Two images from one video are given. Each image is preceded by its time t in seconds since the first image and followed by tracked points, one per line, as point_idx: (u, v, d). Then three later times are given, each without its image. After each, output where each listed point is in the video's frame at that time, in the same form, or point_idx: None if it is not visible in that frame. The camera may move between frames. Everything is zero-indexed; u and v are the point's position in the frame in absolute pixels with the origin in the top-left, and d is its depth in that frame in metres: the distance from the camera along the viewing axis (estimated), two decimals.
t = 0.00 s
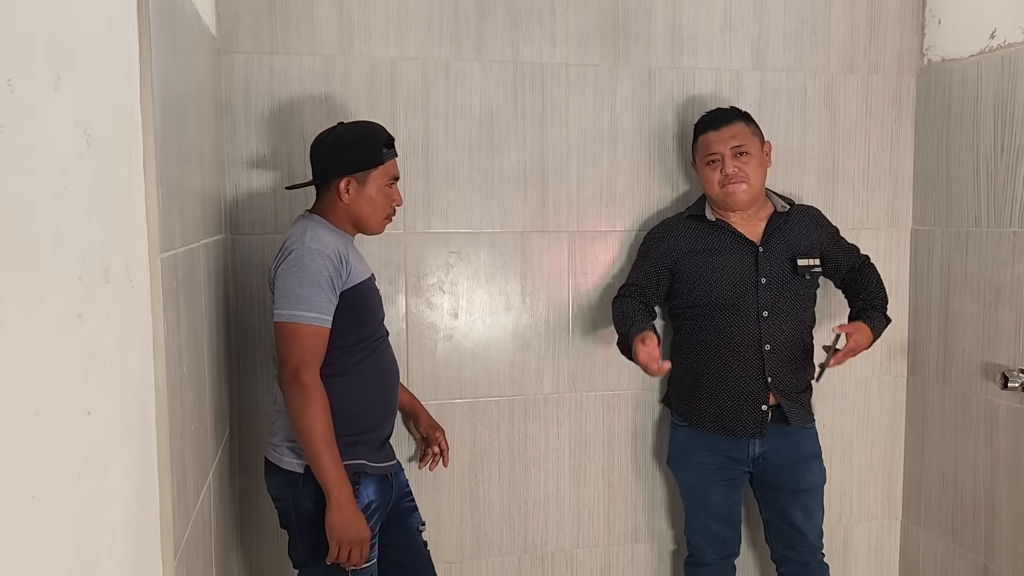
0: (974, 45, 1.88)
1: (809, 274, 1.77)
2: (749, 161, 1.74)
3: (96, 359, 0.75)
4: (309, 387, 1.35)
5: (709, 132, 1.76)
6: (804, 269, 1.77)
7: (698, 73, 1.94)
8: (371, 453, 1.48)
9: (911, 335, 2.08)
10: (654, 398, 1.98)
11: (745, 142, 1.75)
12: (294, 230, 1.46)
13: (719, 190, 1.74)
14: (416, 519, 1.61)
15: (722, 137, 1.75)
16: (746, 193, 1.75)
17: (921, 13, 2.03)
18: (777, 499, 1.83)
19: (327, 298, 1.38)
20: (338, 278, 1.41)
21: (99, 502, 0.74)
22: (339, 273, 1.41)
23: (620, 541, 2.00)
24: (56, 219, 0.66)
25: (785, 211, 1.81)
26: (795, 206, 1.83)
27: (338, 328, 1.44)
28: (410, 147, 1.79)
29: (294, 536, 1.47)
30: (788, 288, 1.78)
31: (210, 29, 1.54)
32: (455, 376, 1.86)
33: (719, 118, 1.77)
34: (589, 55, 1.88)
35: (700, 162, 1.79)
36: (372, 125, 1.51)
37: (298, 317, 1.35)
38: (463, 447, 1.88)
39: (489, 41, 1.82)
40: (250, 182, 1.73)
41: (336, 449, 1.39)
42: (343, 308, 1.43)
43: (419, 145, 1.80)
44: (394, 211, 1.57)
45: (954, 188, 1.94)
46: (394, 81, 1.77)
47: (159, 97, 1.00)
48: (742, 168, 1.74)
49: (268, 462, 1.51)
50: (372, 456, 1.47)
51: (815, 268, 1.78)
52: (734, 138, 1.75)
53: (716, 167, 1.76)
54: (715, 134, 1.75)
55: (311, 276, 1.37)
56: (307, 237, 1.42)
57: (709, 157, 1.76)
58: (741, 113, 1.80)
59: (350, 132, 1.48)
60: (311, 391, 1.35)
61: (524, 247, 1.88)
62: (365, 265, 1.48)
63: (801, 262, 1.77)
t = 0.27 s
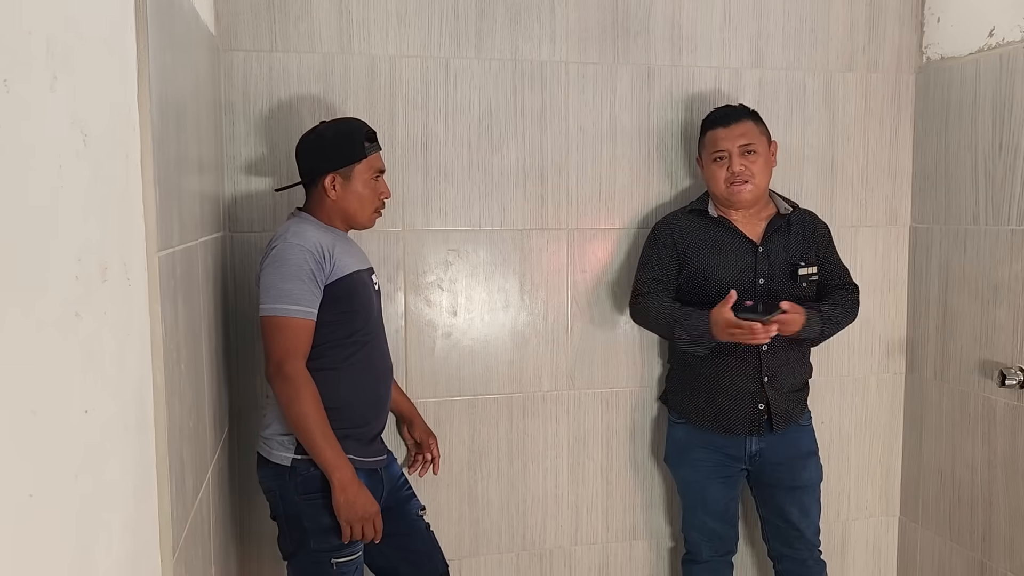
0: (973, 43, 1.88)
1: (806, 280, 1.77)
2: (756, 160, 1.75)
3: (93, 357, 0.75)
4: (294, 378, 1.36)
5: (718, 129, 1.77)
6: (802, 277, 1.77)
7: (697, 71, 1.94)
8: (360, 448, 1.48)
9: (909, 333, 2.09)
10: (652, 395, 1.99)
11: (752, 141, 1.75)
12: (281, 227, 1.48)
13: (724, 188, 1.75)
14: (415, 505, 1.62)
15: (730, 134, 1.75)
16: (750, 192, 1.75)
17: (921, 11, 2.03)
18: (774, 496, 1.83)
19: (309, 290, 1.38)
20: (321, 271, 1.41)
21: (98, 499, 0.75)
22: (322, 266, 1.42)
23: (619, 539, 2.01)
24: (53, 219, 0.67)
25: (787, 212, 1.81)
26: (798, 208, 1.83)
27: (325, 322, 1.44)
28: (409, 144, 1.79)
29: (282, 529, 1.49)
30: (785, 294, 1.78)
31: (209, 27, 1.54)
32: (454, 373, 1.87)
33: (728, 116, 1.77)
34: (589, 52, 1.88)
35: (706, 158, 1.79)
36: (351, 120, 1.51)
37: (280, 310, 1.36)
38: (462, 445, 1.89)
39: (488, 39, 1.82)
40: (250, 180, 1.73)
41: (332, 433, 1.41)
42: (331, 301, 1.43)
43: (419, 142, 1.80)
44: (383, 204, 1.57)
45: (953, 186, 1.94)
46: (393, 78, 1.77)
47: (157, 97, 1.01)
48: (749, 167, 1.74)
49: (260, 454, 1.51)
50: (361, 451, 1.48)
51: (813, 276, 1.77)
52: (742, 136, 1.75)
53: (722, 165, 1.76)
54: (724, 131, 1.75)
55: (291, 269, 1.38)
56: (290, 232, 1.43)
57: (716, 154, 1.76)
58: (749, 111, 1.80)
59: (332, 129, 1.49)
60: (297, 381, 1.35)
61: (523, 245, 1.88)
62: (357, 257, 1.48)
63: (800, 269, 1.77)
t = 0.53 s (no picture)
0: (972, 41, 1.87)
1: (809, 298, 1.74)
2: (773, 163, 1.70)
3: (91, 355, 0.75)
4: (291, 376, 1.36)
5: (736, 127, 1.72)
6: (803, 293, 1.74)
7: (696, 69, 1.94)
8: (361, 447, 1.49)
9: (908, 331, 2.09)
10: (651, 393, 1.99)
11: (770, 142, 1.70)
12: (281, 227, 1.48)
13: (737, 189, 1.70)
14: (408, 508, 1.62)
15: (748, 133, 1.70)
16: (764, 195, 1.70)
17: (920, 9, 2.03)
18: (774, 494, 1.83)
19: (308, 290, 1.38)
20: (320, 270, 1.41)
21: (96, 496, 0.75)
22: (321, 265, 1.42)
23: (618, 536, 2.01)
24: (51, 216, 0.67)
25: (801, 220, 1.75)
26: (815, 215, 1.77)
27: (325, 321, 1.44)
28: (409, 142, 1.79)
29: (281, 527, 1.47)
30: (788, 308, 1.75)
31: (208, 25, 1.54)
32: (453, 371, 1.87)
33: (747, 114, 1.72)
34: (588, 50, 1.88)
35: (722, 156, 1.74)
36: (350, 120, 1.51)
37: (279, 309, 1.36)
38: (461, 442, 1.89)
39: (487, 36, 1.82)
40: (249, 178, 1.73)
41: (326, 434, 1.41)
42: (331, 300, 1.43)
43: (418, 140, 1.80)
44: (383, 204, 1.57)
45: (952, 183, 1.94)
46: (392, 76, 1.77)
47: (155, 95, 1.01)
48: (764, 169, 1.69)
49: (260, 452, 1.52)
50: (362, 451, 1.49)
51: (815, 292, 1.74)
52: (760, 137, 1.70)
53: (738, 165, 1.71)
54: (742, 130, 1.70)
55: (290, 268, 1.38)
56: (289, 232, 1.43)
57: (732, 153, 1.71)
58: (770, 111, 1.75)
59: (330, 128, 1.49)
60: (294, 378, 1.36)
61: (523, 243, 1.88)
62: (356, 257, 1.48)
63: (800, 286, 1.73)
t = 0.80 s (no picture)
0: (971, 38, 1.87)
1: (827, 294, 1.75)
2: (789, 155, 1.68)
3: (92, 353, 0.75)
4: (302, 379, 1.36)
5: (753, 118, 1.71)
6: (822, 288, 1.74)
7: (696, 66, 1.94)
8: (375, 447, 1.48)
9: (908, 329, 2.09)
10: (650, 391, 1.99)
11: (788, 135, 1.68)
12: (292, 228, 1.48)
13: (752, 181, 1.69)
14: (403, 519, 1.61)
15: (765, 125, 1.69)
16: (779, 188, 1.69)
17: (920, 7, 2.03)
18: (774, 492, 1.83)
19: (320, 293, 1.38)
20: (332, 273, 1.41)
21: (96, 494, 0.75)
22: (333, 267, 1.41)
23: (617, 534, 2.01)
24: (51, 215, 0.67)
25: (816, 217, 1.74)
26: (830, 212, 1.76)
27: (337, 322, 1.44)
28: (408, 140, 1.79)
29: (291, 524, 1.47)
30: (803, 308, 1.74)
31: (207, 23, 1.54)
32: (452, 369, 1.87)
33: (766, 105, 1.71)
34: (588, 48, 1.88)
35: (737, 148, 1.73)
36: (355, 121, 1.51)
37: (291, 312, 1.36)
38: (461, 440, 1.89)
39: (487, 34, 1.82)
40: (249, 176, 1.73)
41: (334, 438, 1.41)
42: (342, 302, 1.43)
43: (417, 138, 1.80)
44: (389, 203, 1.57)
45: (951, 181, 1.94)
46: (391, 74, 1.77)
47: (155, 93, 1.00)
48: (780, 161, 1.68)
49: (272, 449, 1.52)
50: (377, 452, 1.49)
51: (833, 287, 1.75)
52: (778, 129, 1.68)
53: (754, 156, 1.70)
54: (759, 121, 1.69)
55: (301, 271, 1.38)
56: (300, 234, 1.43)
57: (748, 144, 1.70)
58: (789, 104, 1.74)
59: (335, 128, 1.49)
60: (304, 382, 1.35)
61: (522, 241, 1.88)
62: (365, 258, 1.48)
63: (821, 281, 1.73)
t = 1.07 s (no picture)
0: (971, 37, 1.87)
1: (841, 281, 1.72)
2: (790, 150, 1.68)
3: (90, 352, 0.75)
4: (312, 379, 1.36)
5: (754, 116, 1.72)
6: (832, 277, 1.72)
7: (695, 65, 1.94)
8: (379, 449, 1.48)
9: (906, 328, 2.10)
10: (650, 390, 1.99)
11: (787, 129, 1.69)
12: (298, 227, 1.48)
13: (755, 178, 1.70)
14: (406, 518, 1.61)
15: (764, 121, 1.70)
16: (783, 183, 1.69)
17: (919, 5, 2.03)
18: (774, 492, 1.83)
19: (327, 293, 1.38)
20: (338, 272, 1.41)
21: (94, 493, 0.75)
22: (339, 267, 1.41)
23: (617, 533, 2.01)
24: (49, 214, 0.67)
25: (827, 207, 1.73)
26: (842, 201, 1.74)
27: (343, 321, 1.44)
28: (408, 139, 1.79)
29: (291, 524, 1.47)
30: (819, 298, 1.72)
31: (206, 22, 1.53)
32: (452, 368, 1.87)
33: (765, 103, 1.72)
34: (587, 46, 1.88)
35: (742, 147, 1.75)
36: (356, 119, 1.50)
37: (297, 312, 1.36)
38: (461, 439, 1.89)
39: (486, 32, 1.82)
40: (248, 175, 1.73)
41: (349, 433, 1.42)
42: (347, 303, 1.43)
43: (417, 137, 1.80)
44: (395, 200, 1.57)
45: (950, 179, 1.94)
46: (391, 73, 1.77)
47: (154, 94, 1.00)
48: (780, 155, 1.68)
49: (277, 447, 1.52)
50: (380, 453, 1.49)
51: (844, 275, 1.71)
52: (777, 124, 1.69)
53: (756, 154, 1.71)
54: (758, 118, 1.71)
55: (307, 272, 1.38)
56: (306, 234, 1.43)
57: (749, 143, 1.72)
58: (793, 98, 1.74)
59: (337, 128, 1.49)
60: (314, 382, 1.36)
61: (521, 239, 1.88)
62: (373, 257, 1.48)
63: (830, 269, 1.71)
